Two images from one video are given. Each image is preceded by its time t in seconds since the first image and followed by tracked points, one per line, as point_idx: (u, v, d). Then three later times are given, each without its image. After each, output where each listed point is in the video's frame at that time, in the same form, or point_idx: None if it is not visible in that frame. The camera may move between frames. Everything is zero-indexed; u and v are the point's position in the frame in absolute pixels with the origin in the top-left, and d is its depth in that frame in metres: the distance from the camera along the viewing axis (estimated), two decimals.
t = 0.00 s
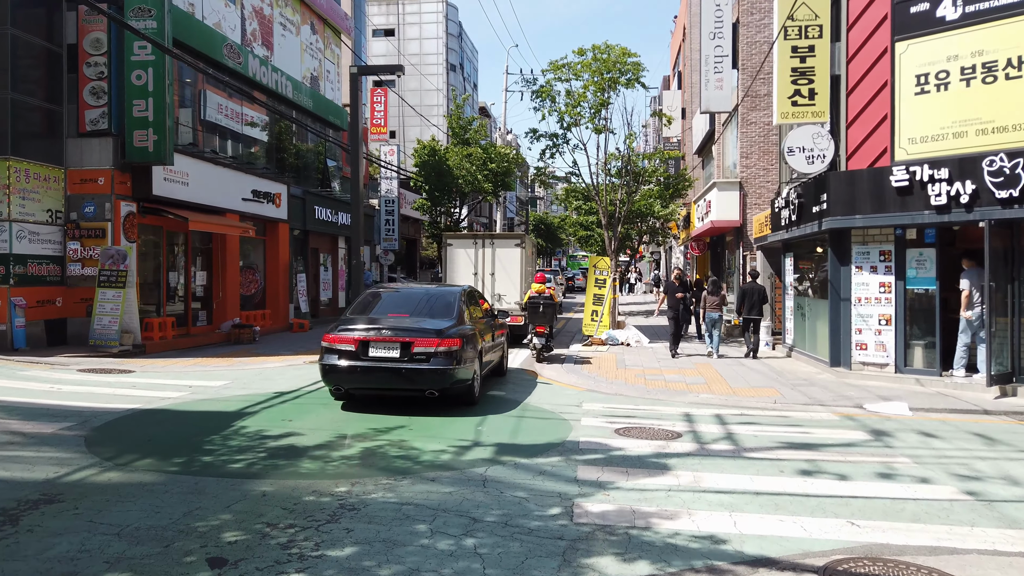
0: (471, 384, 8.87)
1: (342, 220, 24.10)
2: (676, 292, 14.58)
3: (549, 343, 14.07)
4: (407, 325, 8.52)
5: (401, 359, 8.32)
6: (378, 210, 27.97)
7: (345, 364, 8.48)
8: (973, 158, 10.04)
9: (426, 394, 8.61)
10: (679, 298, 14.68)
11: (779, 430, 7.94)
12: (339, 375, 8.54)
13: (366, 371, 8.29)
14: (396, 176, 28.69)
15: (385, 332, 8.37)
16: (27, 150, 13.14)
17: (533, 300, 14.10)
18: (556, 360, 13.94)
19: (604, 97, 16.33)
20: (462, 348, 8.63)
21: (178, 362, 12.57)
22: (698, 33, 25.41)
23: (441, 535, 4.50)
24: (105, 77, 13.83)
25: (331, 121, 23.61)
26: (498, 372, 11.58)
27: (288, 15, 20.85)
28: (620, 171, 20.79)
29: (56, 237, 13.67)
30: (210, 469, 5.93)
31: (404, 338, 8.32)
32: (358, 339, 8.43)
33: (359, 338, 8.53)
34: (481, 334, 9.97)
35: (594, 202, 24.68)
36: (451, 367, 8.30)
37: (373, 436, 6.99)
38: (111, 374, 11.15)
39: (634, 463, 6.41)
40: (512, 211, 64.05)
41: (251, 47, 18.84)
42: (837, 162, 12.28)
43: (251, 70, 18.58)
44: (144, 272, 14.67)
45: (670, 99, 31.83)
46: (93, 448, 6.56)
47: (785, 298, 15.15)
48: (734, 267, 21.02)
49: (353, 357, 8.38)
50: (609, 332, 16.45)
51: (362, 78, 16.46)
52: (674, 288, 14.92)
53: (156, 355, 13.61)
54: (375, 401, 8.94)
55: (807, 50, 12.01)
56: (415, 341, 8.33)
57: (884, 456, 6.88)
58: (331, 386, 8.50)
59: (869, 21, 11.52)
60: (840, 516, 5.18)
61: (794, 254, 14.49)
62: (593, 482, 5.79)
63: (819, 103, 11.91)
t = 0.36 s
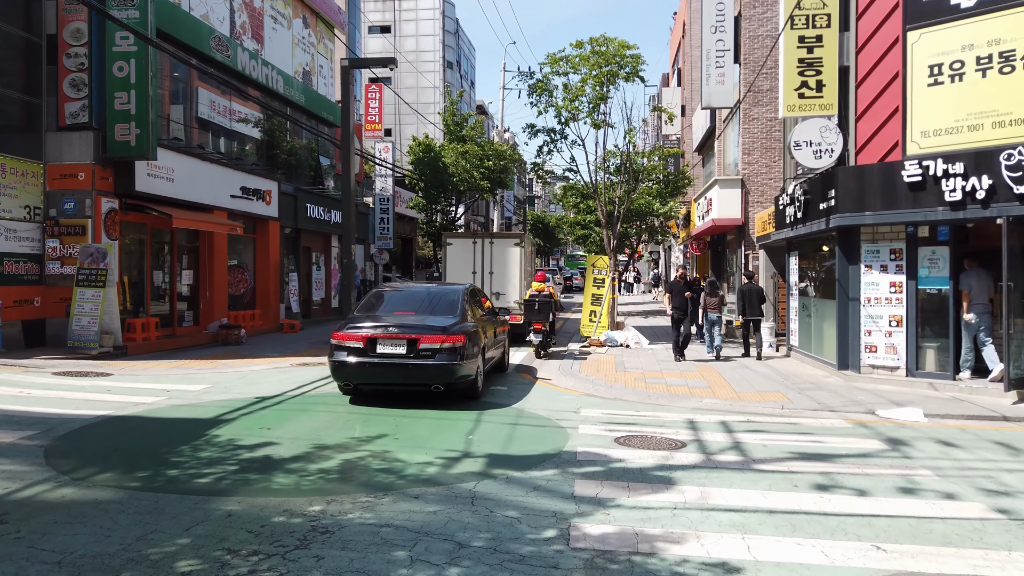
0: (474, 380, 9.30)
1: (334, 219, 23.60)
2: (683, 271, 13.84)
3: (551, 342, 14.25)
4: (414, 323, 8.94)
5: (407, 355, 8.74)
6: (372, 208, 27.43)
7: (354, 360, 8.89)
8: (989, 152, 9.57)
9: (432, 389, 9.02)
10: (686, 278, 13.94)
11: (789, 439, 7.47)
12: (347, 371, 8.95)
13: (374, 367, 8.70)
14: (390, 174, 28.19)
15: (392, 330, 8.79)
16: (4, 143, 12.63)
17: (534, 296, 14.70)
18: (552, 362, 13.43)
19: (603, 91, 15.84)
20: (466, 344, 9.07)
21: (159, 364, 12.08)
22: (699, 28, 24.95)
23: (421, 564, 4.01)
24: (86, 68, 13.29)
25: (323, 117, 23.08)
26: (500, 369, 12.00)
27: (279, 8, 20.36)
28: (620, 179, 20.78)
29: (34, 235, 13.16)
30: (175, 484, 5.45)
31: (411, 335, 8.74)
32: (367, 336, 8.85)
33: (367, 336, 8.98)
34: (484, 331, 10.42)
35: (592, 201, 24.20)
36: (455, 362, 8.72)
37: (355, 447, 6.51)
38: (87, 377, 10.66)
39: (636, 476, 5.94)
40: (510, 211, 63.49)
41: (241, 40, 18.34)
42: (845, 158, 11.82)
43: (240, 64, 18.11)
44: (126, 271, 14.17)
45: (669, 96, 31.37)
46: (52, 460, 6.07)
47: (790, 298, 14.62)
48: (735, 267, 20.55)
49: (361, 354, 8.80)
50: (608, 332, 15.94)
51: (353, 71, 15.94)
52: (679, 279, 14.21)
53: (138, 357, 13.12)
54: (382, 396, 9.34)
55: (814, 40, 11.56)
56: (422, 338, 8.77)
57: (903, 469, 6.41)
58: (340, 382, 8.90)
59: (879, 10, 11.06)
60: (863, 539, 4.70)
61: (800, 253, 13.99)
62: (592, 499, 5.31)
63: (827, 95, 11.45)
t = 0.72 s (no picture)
0: (472, 372, 9.81)
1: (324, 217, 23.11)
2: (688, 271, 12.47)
3: (552, 338, 14.81)
4: (414, 319, 9.43)
5: (408, 349, 9.24)
6: (364, 207, 26.93)
7: (356, 354, 9.38)
8: (1002, 143, 9.14)
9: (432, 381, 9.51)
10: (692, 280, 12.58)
11: (795, 445, 7.03)
12: (350, 364, 9.40)
13: (376, 360, 9.18)
14: (383, 171, 27.72)
15: (393, 325, 9.29)
16: None
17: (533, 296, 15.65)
18: (546, 363, 12.96)
19: (598, 84, 15.38)
20: (465, 338, 9.58)
21: (136, 365, 11.60)
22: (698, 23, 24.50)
23: None
24: (62, 58, 12.77)
25: (312, 112, 22.61)
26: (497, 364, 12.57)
27: None
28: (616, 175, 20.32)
29: (8, 231, 12.60)
30: (127, 497, 4.97)
31: (412, 330, 9.23)
32: (369, 331, 9.33)
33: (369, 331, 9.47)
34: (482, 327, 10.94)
35: (588, 198, 23.75)
36: (454, 355, 9.23)
37: (330, 455, 6.05)
38: (58, 379, 10.17)
39: (632, 487, 5.49)
40: (506, 210, 62.99)
41: (227, 32, 17.86)
42: (850, 150, 11.37)
43: (226, 56, 17.66)
44: (103, 268, 13.67)
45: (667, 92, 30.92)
46: None
47: (792, 297, 14.15)
48: (734, 265, 20.12)
49: (364, 348, 9.28)
50: (604, 332, 15.46)
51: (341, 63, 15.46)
52: (688, 280, 12.90)
53: (115, 358, 12.64)
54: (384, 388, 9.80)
55: (818, 28, 11.13)
56: (422, 333, 9.27)
57: (920, 478, 5.96)
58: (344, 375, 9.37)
59: None
60: (883, 559, 4.24)
61: (802, 250, 13.51)
62: (583, 514, 4.85)
63: (831, 85, 11.01)
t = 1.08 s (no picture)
0: (473, 373, 10.03)
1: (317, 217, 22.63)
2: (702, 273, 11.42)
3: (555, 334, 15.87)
4: (416, 321, 9.69)
5: (410, 351, 9.47)
6: (359, 206, 26.43)
7: (359, 355, 9.61)
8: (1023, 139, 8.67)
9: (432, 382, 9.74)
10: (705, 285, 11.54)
11: (808, 461, 6.55)
12: (353, 365, 9.64)
13: (378, 361, 9.43)
14: (377, 170, 27.20)
15: (395, 328, 9.54)
16: None
17: (537, 295, 16.28)
18: (543, 368, 12.48)
19: (597, 79, 14.90)
20: (466, 340, 9.81)
21: (114, 372, 11.11)
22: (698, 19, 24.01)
23: None
24: (37, 52, 12.22)
25: (303, 109, 22.13)
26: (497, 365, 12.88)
27: None
28: (614, 175, 19.84)
29: None
30: (72, 528, 4.48)
31: (413, 332, 9.50)
32: (371, 333, 9.58)
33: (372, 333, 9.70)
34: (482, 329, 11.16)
35: (586, 197, 23.24)
36: (456, 357, 9.46)
37: (304, 476, 5.56)
38: (29, 387, 9.68)
39: (633, 514, 5.00)
40: (505, 210, 62.50)
41: (214, 27, 17.37)
42: (859, 146, 10.89)
43: (213, 51, 17.19)
44: (82, 271, 13.17)
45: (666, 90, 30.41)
46: None
47: (797, 300, 13.66)
48: (736, 267, 19.65)
49: (367, 349, 9.55)
50: (603, 336, 14.99)
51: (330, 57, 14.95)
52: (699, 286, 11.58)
53: (94, 364, 12.15)
54: (385, 389, 10.04)
55: (826, 19, 10.63)
56: (424, 335, 9.50)
57: (946, 501, 5.47)
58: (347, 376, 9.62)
59: None
60: None
61: (809, 250, 13.02)
62: (577, 547, 4.36)
63: (840, 78, 10.51)
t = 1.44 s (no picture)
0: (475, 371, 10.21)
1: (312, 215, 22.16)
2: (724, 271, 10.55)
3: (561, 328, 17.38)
4: (419, 320, 9.89)
5: (413, 349, 9.66)
6: (355, 205, 25.94)
7: (363, 353, 9.80)
8: None
9: (435, 379, 9.94)
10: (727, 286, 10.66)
11: (824, 474, 6.08)
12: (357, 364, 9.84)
13: (382, 359, 9.63)
14: (374, 168, 26.72)
15: (398, 326, 9.75)
16: None
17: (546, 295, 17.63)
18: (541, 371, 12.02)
19: (597, 72, 14.42)
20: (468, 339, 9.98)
21: (94, 376, 10.67)
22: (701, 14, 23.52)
23: None
24: (17, 42, 11.76)
25: (298, 105, 21.69)
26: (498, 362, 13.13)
27: None
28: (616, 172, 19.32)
29: None
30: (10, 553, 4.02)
31: (416, 331, 9.69)
32: (374, 332, 9.77)
33: (375, 331, 9.91)
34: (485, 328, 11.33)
35: (587, 195, 22.75)
36: (457, 355, 9.64)
37: (278, 493, 5.11)
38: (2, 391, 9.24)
39: (635, 536, 4.53)
40: (506, 209, 62.05)
41: (204, 19, 16.92)
42: (872, 140, 10.42)
43: (203, 44, 16.73)
44: (64, 269, 12.70)
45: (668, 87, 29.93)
46: None
47: (805, 300, 13.19)
48: (741, 267, 19.16)
49: (371, 347, 9.77)
50: (603, 337, 14.52)
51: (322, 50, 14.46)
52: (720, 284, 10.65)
53: (75, 367, 11.70)
54: (389, 386, 10.24)
55: (838, 5, 10.13)
56: (426, 334, 9.67)
57: (977, 520, 4.99)
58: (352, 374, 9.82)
59: None
60: None
61: (817, 249, 12.54)
62: None
63: (853, 68, 10.03)
